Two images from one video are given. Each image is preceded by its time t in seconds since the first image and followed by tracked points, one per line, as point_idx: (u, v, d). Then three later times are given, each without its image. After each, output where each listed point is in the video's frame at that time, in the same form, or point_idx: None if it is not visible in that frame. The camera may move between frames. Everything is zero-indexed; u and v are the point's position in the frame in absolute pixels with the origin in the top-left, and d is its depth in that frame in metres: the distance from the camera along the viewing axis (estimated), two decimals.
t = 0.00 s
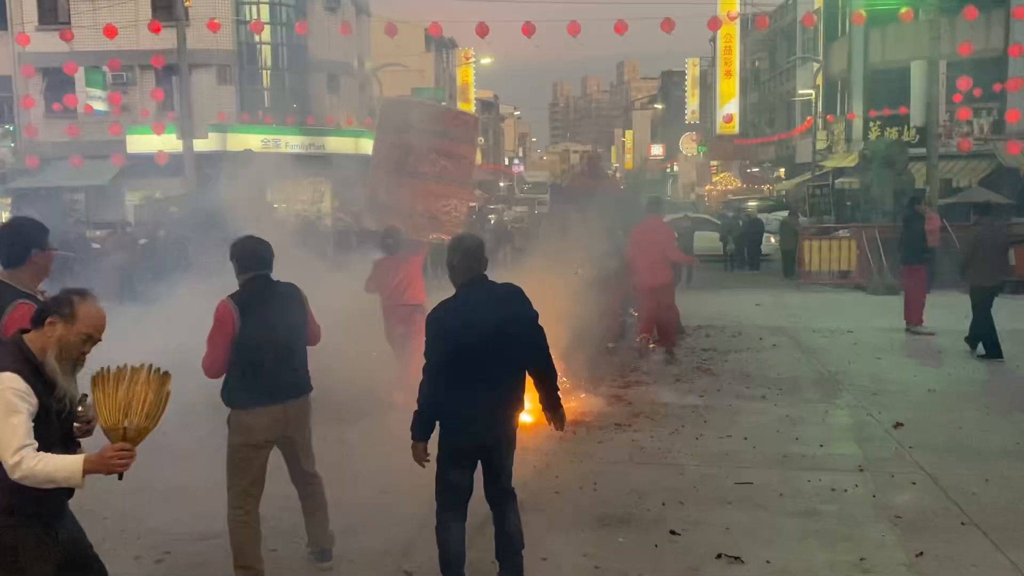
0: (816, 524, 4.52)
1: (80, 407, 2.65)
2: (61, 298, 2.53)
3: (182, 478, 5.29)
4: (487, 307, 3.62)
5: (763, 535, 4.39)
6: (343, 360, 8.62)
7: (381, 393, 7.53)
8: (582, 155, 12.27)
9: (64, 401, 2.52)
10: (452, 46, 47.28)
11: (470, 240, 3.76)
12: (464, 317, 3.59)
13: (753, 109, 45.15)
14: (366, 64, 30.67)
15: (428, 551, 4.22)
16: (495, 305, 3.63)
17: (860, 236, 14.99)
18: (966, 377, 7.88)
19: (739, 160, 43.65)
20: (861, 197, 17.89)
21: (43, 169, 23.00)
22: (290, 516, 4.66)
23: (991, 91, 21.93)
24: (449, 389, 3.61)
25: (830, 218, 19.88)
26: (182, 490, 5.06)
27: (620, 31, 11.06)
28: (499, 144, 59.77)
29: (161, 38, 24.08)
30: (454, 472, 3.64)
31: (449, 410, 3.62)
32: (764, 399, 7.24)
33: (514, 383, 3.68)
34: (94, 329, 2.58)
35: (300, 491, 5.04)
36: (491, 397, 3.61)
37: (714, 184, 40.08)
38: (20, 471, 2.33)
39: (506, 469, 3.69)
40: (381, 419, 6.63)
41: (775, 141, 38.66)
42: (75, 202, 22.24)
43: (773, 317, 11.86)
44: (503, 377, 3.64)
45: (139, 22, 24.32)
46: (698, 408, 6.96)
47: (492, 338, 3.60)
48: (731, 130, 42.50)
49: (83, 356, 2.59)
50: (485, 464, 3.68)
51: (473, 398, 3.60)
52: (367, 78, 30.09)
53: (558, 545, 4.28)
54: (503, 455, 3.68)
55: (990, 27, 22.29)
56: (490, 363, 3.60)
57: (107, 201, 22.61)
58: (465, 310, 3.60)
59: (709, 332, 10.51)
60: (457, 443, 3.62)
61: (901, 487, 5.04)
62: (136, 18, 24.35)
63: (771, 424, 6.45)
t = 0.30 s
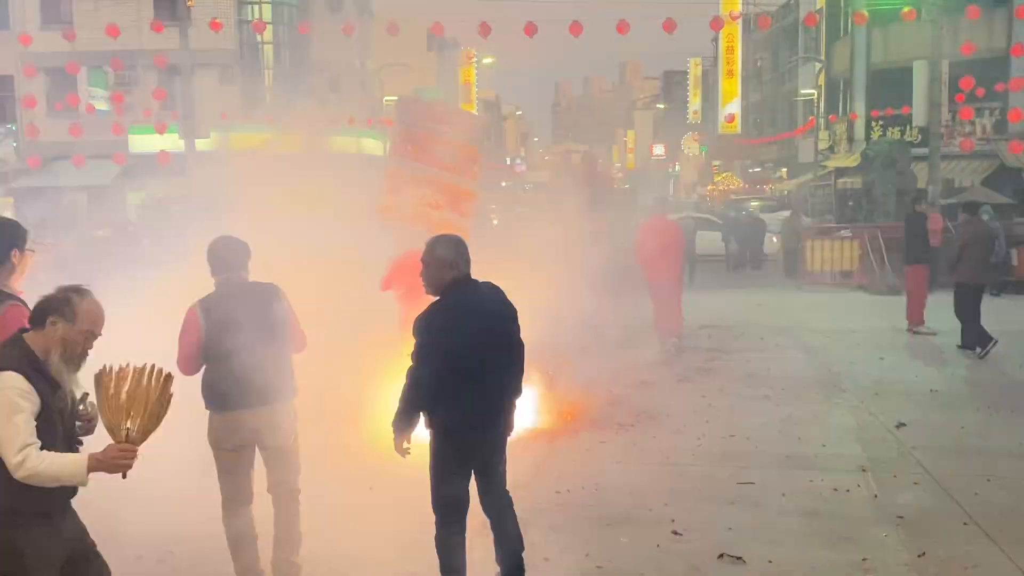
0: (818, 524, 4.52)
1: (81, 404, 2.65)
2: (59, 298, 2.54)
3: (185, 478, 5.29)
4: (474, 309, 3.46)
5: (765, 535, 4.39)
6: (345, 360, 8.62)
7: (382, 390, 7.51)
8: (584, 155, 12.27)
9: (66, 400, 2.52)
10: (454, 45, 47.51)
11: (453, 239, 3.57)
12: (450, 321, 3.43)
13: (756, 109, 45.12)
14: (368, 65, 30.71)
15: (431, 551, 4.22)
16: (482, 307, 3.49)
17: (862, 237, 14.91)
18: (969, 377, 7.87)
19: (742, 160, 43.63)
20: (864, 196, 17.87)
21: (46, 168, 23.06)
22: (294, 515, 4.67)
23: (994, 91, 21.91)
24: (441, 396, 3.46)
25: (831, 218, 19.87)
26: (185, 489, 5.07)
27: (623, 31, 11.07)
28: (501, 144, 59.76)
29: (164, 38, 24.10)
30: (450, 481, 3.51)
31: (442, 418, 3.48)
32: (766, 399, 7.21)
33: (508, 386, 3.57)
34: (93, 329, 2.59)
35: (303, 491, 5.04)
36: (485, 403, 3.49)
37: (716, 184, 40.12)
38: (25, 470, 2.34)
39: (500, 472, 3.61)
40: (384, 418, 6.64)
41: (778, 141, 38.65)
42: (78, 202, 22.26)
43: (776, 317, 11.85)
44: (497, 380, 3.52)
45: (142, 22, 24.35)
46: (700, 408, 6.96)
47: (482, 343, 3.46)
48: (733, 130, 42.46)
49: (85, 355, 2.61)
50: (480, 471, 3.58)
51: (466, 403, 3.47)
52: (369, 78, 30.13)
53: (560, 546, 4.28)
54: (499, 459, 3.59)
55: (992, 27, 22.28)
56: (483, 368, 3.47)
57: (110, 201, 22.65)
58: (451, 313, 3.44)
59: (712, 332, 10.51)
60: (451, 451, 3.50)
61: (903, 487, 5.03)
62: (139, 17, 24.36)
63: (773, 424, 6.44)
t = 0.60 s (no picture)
0: (820, 524, 4.51)
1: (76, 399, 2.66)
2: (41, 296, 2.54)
3: (184, 477, 5.28)
4: (476, 309, 3.41)
5: (767, 535, 4.38)
6: (346, 360, 8.61)
7: (384, 390, 7.53)
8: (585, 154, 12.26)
9: (63, 394, 2.53)
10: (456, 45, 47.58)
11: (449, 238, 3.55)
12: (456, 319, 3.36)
13: (758, 109, 45.15)
14: (370, 64, 30.74)
15: (432, 550, 4.23)
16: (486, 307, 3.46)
17: (864, 236, 14.82)
18: (971, 378, 7.86)
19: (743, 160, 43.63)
20: (866, 196, 17.86)
21: (48, 167, 23.08)
22: (296, 514, 4.67)
23: (996, 91, 21.91)
24: (451, 398, 3.36)
25: (833, 218, 19.86)
26: (185, 489, 5.06)
27: (624, 31, 11.07)
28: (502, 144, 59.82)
29: (166, 37, 24.11)
30: (456, 485, 3.39)
31: (450, 417, 3.37)
32: (769, 400, 7.20)
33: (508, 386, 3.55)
34: (68, 320, 2.64)
35: (303, 491, 5.04)
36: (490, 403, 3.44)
37: (717, 184, 40.10)
38: (33, 467, 2.34)
39: (498, 476, 3.56)
40: (386, 417, 6.65)
41: (779, 141, 38.65)
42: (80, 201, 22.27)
43: (778, 316, 11.84)
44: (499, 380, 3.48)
45: (144, 21, 24.34)
46: (701, 408, 6.95)
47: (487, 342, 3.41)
48: (735, 130, 42.47)
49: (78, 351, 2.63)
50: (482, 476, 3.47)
51: (472, 400, 3.37)
52: (370, 78, 30.15)
53: (562, 545, 4.27)
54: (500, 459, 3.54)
55: (994, 27, 22.29)
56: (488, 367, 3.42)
57: (111, 199, 22.67)
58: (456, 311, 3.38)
59: (714, 332, 10.51)
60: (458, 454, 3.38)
61: (905, 487, 5.02)
62: (141, 16, 24.35)
63: (774, 425, 6.44)
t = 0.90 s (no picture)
0: (821, 525, 4.50)
1: (68, 395, 2.67)
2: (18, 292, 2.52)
3: (186, 476, 5.29)
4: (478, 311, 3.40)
5: (768, 536, 4.37)
6: (347, 359, 8.62)
7: (386, 388, 7.56)
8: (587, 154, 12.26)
9: (54, 389, 2.54)
10: (458, 45, 47.64)
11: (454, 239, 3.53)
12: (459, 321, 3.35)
13: (760, 109, 45.19)
14: (372, 63, 30.81)
15: (434, 548, 4.23)
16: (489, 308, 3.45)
17: (866, 236, 14.86)
18: (972, 378, 7.85)
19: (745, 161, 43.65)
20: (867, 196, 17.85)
21: (50, 166, 23.11)
22: (298, 513, 4.67)
23: (999, 91, 21.90)
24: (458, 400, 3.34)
25: (834, 218, 19.86)
26: (186, 487, 5.06)
27: (627, 31, 11.09)
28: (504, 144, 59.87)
29: (168, 36, 24.11)
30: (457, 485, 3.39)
31: (453, 419, 3.34)
32: (770, 399, 7.20)
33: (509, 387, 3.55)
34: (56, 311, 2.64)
35: (304, 489, 5.05)
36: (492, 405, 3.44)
37: (719, 184, 40.07)
38: (31, 464, 2.34)
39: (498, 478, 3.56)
40: (387, 416, 6.65)
41: (781, 141, 38.66)
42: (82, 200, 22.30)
43: (780, 317, 11.82)
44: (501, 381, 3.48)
45: (146, 20, 24.30)
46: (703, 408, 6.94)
47: (490, 343, 3.40)
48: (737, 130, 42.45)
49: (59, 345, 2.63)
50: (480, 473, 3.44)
51: (473, 402, 3.35)
52: (372, 78, 30.24)
53: (564, 545, 4.28)
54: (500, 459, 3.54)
55: (997, 27, 22.27)
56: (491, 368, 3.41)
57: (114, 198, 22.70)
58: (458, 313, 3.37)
59: (716, 332, 10.51)
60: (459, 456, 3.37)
61: (908, 488, 5.01)
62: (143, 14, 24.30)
63: (776, 425, 6.43)
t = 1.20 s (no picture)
0: (821, 524, 4.51)
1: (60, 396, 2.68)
2: None
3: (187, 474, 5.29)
4: (467, 309, 3.37)
5: (768, 536, 4.37)
6: (349, 358, 8.63)
7: (387, 387, 7.57)
8: (589, 153, 12.25)
9: (44, 389, 2.56)
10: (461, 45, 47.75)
11: (443, 239, 3.49)
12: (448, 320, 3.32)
13: (763, 108, 45.20)
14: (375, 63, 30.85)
15: (433, 548, 4.23)
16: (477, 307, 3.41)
17: (868, 237, 14.79)
18: (973, 379, 7.84)
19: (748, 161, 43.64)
20: (870, 196, 17.84)
21: (53, 163, 23.18)
22: (298, 512, 4.68)
23: (1002, 92, 21.87)
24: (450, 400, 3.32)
25: (836, 219, 19.86)
26: (187, 486, 5.06)
27: (629, 31, 11.10)
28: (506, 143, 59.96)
29: (171, 35, 24.17)
30: (451, 485, 3.39)
31: (448, 419, 3.35)
32: (772, 399, 7.20)
33: (502, 384, 3.53)
34: (39, 313, 2.69)
35: (305, 488, 5.05)
36: (484, 404, 3.42)
37: (722, 184, 40.01)
38: (15, 461, 2.35)
39: (495, 477, 3.57)
40: (388, 416, 6.65)
41: (784, 141, 38.65)
42: (85, 198, 22.33)
43: (781, 317, 11.81)
44: (494, 379, 3.46)
45: (149, 19, 24.35)
46: (705, 408, 6.94)
47: (479, 342, 3.38)
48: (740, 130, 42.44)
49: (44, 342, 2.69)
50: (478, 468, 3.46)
51: (471, 396, 3.37)
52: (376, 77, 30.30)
53: (564, 545, 4.28)
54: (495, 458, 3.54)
55: (1000, 27, 22.23)
56: (480, 367, 3.39)
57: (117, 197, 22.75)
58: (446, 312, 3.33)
59: (718, 332, 10.51)
60: (451, 456, 3.37)
61: (908, 489, 5.02)
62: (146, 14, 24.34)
63: (777, 425, 6.43)
